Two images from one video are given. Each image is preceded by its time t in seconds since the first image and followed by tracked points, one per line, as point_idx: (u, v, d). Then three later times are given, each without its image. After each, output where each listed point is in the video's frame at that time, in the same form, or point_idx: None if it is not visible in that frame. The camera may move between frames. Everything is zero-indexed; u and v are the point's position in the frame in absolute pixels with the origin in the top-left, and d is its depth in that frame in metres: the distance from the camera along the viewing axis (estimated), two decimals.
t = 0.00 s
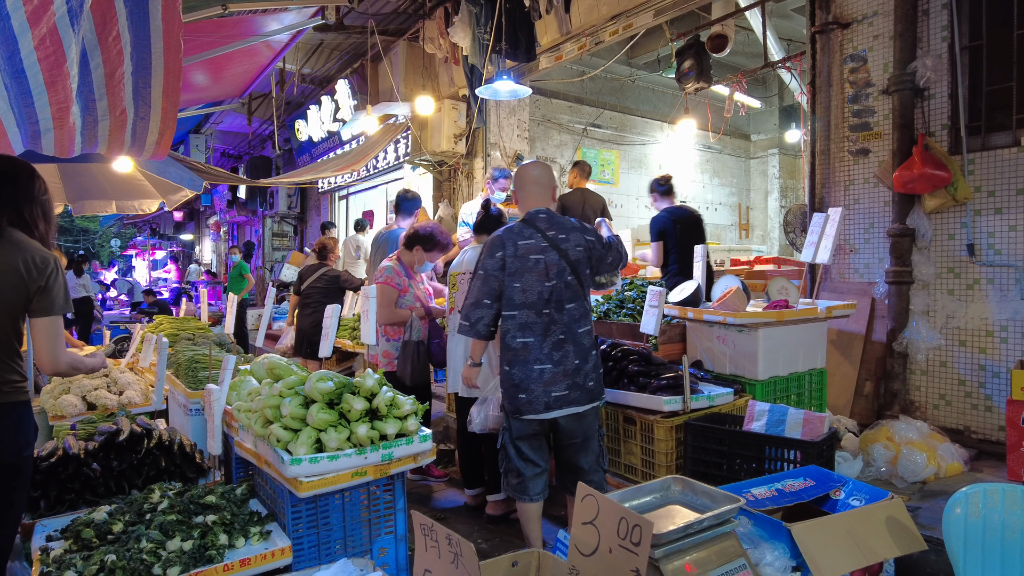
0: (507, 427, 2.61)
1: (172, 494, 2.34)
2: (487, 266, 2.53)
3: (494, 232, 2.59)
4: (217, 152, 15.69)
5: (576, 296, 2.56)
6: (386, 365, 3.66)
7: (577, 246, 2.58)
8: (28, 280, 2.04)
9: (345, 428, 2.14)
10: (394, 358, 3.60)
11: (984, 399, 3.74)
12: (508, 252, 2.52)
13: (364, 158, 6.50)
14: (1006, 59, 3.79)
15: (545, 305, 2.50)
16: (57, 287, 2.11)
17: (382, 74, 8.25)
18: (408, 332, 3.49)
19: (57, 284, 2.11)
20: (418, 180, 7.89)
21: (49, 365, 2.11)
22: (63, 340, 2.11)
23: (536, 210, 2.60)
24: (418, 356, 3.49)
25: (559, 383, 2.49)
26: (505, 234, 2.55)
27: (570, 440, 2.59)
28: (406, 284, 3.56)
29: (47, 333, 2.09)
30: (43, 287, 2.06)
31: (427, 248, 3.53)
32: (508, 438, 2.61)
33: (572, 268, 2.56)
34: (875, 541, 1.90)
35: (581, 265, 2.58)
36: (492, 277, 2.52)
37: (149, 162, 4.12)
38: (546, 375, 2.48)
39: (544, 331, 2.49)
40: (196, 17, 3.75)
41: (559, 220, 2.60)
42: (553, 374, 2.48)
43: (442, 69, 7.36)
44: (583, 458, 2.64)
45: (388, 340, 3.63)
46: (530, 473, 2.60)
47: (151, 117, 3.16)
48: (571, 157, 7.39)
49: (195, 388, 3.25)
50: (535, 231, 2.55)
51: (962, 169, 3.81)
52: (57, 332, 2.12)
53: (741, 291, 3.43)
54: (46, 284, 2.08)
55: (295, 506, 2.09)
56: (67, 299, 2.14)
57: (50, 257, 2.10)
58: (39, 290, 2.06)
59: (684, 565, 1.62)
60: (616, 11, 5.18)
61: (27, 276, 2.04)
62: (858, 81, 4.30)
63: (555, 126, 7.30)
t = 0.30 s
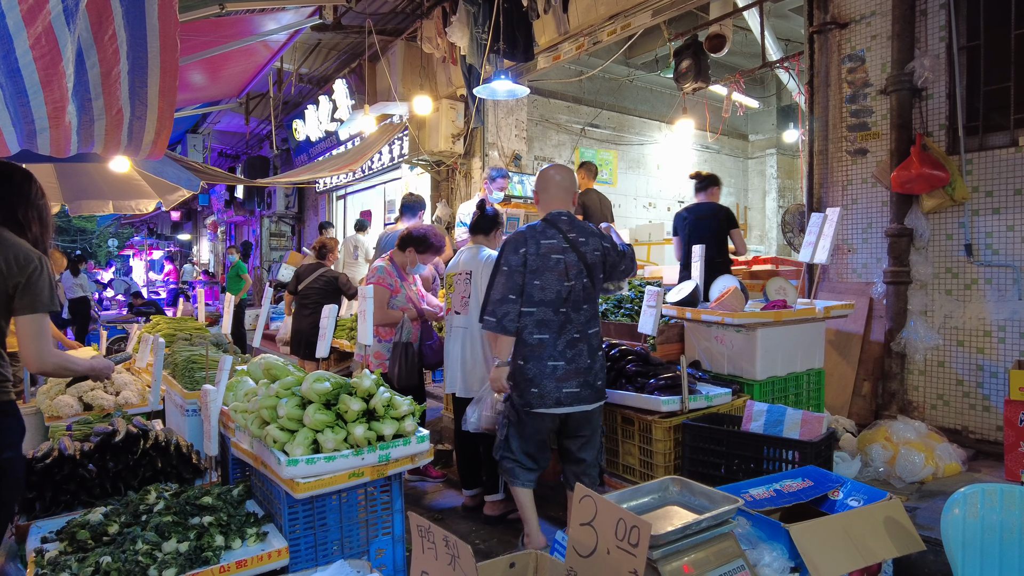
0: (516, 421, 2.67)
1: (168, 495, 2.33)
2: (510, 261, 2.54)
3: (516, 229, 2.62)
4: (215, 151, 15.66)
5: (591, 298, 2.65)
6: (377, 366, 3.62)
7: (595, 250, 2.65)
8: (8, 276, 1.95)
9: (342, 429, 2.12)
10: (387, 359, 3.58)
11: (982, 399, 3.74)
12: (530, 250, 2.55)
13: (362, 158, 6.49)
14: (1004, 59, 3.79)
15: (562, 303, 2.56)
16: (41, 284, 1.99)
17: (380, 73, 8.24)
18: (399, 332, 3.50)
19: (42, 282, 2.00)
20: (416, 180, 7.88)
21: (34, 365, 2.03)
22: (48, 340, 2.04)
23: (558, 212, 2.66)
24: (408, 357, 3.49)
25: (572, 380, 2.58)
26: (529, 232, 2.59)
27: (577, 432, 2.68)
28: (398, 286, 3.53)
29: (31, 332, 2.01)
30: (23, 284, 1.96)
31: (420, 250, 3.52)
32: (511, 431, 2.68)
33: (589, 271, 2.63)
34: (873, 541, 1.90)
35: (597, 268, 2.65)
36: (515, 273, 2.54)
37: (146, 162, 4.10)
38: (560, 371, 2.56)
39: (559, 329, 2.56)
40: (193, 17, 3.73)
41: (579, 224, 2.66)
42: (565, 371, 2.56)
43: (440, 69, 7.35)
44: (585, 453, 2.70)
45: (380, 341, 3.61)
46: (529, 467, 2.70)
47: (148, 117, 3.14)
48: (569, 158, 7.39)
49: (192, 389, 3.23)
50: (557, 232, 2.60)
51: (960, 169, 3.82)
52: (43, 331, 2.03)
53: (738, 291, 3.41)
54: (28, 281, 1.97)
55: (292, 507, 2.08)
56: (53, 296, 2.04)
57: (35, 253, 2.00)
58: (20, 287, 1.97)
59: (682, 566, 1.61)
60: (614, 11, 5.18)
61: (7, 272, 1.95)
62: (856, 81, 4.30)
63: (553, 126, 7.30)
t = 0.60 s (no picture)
0: (512, 415, 2.70)
1: (165, 496, 2.32)
2: (512, 257, 2.60)
3: (520, 225, 2.67)
4: (212, 151, 15.62)
5: (590, 298, 2.66)
6: (372, 365, 3.60)
7: (597, 251, 2.65)
8: None
9: (340, 430, 2.11)
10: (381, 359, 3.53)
11: (981, 399, 3.74)
12: (532, 247, 2.60)
13: (360, 158, 6.47)
14: (1003, 59, 3.79)
15: (561, 301, 2.59)
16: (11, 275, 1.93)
17: (378, 73, 8.23)
18: (394, 333, 3.47)
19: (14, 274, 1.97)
20: (414, 180, 7.89)
21: None
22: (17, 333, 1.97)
23: (561, 211, 2.67)
24: (403, 358, 3.46)
25: (569, 378, 2.58)
26: (532, 229, 2.63)
27: (573, 429, 2.67)
28: (392, 286, 3.54)
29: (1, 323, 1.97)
30: None
31: (416, 250, 3.51)
32: (511, 428, 2.70)
33: (589, 271, 2.63)
34: (872, 541, 1.89)
35: (597, 269, 2.65)
36: (516, 269, 2.60)
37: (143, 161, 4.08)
38: (556, 368, 2.57)
39: (559, 325, 2.58)
40: (190, 16, 3.72)
41: (583, 224, 2.67)
42: (561, 368, 2.56)
43: (439, 68, 7.34)
44: (581, 450, 2.68)
45: (375, 341, 3.58)
46: (527, 463, 2.70)
47: (145, 116, 3.13)
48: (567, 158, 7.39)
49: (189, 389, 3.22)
50: (560, 231, 2.63)
51: (959, 169, 3.81)
52: (12, 324, 1.99)
53: (737, 292, 3.41)
54: None
55: (290, 507, 2.07)
56: (21, 289, 1.99)
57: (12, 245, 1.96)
58: None
59: (682, 566, 1.61)
60: (612, 11, 5.17)
61: None
62: (855, 80, 4.30)
63: (552, 125, 7.30)
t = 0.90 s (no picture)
0: (504, 413, 2.71)
1: (168, 496, 2.31)
2: (492, 261, 2.65)
3: (501, 229, 2.70)
4: (212, 150, 15.60)
5: (572, 298, 2.63)
6: (372, 365, 3.60)
7: (577, 249, 2.63)
8: None
9: (343, 429, 2.11)
10: (381, 359, 3.54)
11: (982, 399, 3.74)
12: (509, 250, 2.62)
13: (360, 158, 6.43)
14: (1004, 59, 3.79)
15: (541, 302, 2.59)
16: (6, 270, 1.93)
17: (378, 73, 8.22)
18: (395, 332, 3.48)
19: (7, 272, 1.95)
20: (414, 179, 7.92)
21: None
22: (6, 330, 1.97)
23: (541, 212, 2.68)
24: (405, 357, 3.47)
25: (553, 376, 2.57)
26: (510, 232, 2.65)
27: (560, 427, 2.64)
28: (393, 285, 3.52)
29: None
30: None
31: (416, 250, 3.50)
32: (509, 428, 2.70)
33: (569, 271, 2.62)
34: (877, 541, 1.89)
35: (579, 268, 2.63)
36: (495, 272, 2.64)
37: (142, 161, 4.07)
38: (539, 368, 2.57)
39: (540, 326, 2.58)
40: (191, 15, 3.70)
41: (563, 223, 2.66)
42: (547, 366, 2.56)
43: (439, 68, 7.33)
44: (571, 447, 2.66)
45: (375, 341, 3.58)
46: (521, 459, 2.69)
47: (146, 116, 3.08)
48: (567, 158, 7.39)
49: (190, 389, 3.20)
50: (539, 232, 2.63)
51: (960, 168, 3.82)
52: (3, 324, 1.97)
53: (739, 291, 3.40)
54: None
55: (293, 507, 2.07)
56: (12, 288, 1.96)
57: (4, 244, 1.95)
58: None
59: (686, 566, 1.60)
60: (613, 11, 5.16)
61: None
62: (856, 80, 4.30)
63: (552, 125, 7.30)
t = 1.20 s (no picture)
0: (497, 411, 2.73)
1: (173, 495, 2.31)
2: (475, 269, 2.68)
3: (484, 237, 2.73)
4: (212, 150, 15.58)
5: (555, 298, 2.62)
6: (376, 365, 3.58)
7: (558, 250, 2.63)
8: None
9: (348, 429, 2.11)
10: (384, 359, 3.52)
11: (985, 399, 3.74)
12: (491, 257, 2.64)
13: (361, 157, 6.43)
14: (1007, 59, 3.80)
15: (525, 305, 2.61)
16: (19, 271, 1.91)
17: (380, 73, 8.22)
18: (398, 332, 3.47)
19: (18, 273, 1.91)
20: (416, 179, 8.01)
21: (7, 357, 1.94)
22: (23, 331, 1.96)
23: (520, 216, 2.69)
24: (408, 357, 3.46)
25: (541, 376, 2.57)
26: (491, 239, 2.67)
27: (551, 426, 2.65)
28: (396, 285, 3.52)
29: (2, 324, 1.91)
30: None
31: (419, 250, 3.50)
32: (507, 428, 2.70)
33: (552, 271, 2.62)
34: (882, 541, 1.89)
35: (562, 268, 2.63)
36: (479, 279, 2.66)
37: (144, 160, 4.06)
38: (527, 369, 2.57)
39: (524, 328, 2.60)
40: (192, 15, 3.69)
41: (542, 225, 2.66)
42: (540, 365, 2.57)
43: (440, 68, 7.33)
44: (565, 446, 2.66)
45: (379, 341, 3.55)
46: (519, 457, 2.69)
47: (150, 115, 3.10)
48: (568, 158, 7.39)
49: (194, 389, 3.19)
50: (518, 236, 2.64)
51: (963, 169, 3.82)
52: (14, 325, 1.94)
53: (742, 291, 3.40)
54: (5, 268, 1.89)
55: (298, 507, 2.07)
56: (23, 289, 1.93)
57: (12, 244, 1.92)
58: None
59: (693, 566, 1.60)
60: (615, 11, 5.17)
61: None
62: (859, 80, 4.31)
63: (553, 125, 7.30)
